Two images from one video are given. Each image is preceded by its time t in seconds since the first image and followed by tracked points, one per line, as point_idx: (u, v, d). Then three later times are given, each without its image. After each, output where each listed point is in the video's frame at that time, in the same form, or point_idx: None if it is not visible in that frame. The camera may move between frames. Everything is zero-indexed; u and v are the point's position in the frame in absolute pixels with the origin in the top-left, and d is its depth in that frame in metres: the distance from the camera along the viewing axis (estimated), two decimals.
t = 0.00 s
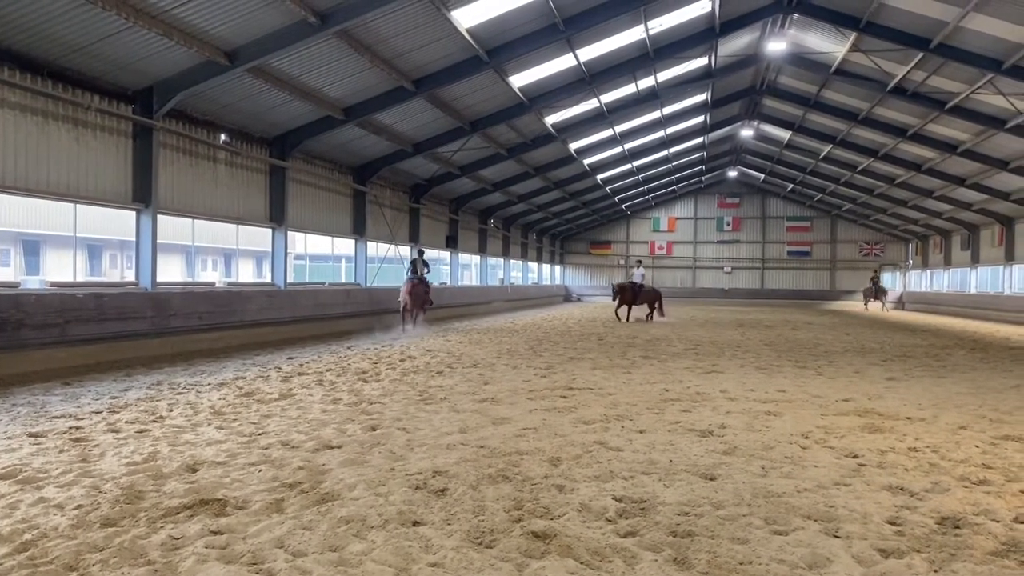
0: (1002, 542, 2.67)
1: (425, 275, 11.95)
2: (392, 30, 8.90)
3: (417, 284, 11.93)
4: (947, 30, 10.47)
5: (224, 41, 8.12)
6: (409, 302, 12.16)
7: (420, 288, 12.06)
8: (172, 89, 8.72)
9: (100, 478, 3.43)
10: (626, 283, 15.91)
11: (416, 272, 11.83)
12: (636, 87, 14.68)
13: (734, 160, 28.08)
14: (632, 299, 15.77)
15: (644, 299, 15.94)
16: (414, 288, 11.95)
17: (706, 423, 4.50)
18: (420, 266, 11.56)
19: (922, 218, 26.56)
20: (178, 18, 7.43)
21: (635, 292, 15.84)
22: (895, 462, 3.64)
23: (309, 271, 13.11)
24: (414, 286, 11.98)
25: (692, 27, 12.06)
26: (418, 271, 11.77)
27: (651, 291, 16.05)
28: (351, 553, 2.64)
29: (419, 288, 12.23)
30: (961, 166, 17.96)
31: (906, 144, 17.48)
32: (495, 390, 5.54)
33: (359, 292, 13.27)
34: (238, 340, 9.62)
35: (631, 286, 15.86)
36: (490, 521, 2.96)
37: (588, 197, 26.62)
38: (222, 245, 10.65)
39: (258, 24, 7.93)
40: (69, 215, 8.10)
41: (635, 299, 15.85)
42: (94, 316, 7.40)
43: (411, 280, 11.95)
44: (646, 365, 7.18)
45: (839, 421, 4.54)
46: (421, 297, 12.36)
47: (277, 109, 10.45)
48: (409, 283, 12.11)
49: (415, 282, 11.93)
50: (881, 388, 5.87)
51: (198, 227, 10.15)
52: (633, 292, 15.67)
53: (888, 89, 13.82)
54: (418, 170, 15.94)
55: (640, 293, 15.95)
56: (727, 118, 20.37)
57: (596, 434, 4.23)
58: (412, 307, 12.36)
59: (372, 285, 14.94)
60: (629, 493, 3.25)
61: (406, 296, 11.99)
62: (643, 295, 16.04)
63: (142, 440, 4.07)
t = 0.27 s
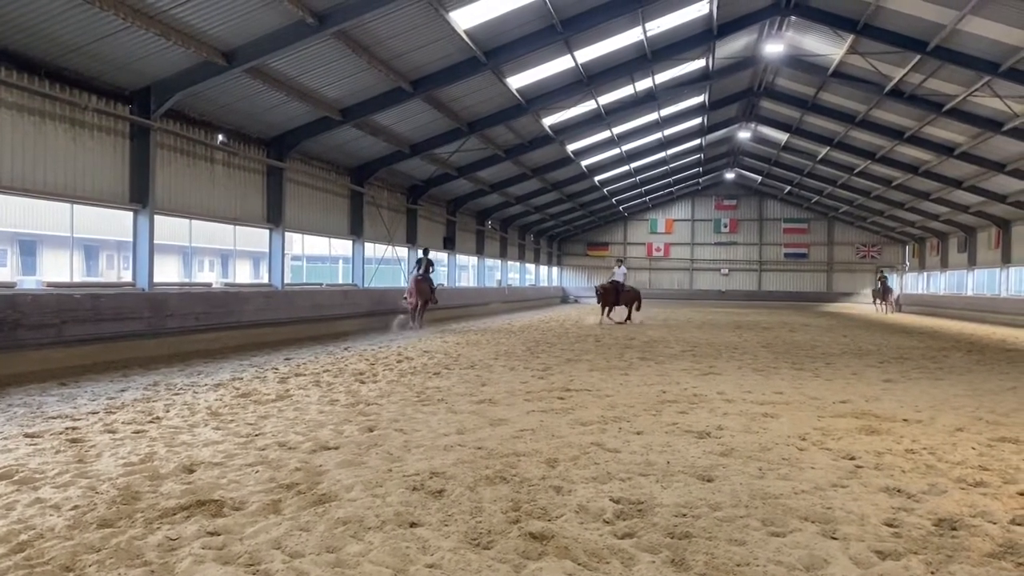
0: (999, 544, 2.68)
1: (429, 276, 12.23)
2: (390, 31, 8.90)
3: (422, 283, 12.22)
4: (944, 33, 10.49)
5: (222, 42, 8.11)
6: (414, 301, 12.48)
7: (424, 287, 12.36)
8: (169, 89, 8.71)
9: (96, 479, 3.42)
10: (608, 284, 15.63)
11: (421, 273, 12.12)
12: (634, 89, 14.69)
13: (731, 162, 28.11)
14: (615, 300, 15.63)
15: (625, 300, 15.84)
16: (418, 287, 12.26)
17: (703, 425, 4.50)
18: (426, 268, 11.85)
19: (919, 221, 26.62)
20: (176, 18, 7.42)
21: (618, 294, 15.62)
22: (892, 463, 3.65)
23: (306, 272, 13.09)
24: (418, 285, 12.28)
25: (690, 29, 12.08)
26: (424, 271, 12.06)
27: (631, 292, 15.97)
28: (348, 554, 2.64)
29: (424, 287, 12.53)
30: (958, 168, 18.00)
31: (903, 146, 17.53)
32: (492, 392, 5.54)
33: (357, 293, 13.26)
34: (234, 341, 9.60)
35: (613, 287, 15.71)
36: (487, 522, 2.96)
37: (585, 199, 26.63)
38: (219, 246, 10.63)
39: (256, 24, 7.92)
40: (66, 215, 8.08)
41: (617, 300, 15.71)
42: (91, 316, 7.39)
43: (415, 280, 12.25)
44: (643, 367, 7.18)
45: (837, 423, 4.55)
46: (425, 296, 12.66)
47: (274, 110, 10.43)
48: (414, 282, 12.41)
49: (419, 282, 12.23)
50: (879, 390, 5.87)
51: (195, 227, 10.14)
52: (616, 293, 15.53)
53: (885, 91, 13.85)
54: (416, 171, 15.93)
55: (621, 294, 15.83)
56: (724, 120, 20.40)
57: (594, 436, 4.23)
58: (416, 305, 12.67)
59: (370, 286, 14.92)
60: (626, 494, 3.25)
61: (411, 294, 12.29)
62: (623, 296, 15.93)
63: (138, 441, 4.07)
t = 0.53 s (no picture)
0: (996, 546, 2.68)
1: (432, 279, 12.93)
2: (388, 32, 8.89)
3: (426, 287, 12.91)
4: (941, 36, 10.51)
5: (219, 42, 8.09)
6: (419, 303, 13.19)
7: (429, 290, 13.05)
8: (166, 90, 8.69)
9: (93, 480, 3.41)
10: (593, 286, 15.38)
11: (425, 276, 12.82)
12: (631, 91, 14.70)
13: (728, 164, 28.13)
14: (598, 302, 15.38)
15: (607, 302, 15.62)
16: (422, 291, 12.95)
17: (701, 427, 4.51)
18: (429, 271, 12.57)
19: (916, 223, 26.68)
20: (174, 19, 7.40)
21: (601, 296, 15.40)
22: (889, 465, 3.66)
23: (303, 273, 13.08)
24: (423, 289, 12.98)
25: (688, 31, 12.09)
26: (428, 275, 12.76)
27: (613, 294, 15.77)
28: (346, 556, 2.64)
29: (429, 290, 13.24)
30: (955, 171, 18.05)
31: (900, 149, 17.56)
32: (490, 393, 5.54)
33: (354, 294, 13.24)
34: (232, 342, 9.59)
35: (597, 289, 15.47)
36: (485, 524, 2.96)
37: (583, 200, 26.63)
38: (216, 247, 10.61)
39: (254, 25, 7.90)
40: (63, 216, 8.06)
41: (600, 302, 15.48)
42: (88, 317, 7.37)
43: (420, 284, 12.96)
44: (641, 369, 7.18)
45: (833, 425, 4.56)
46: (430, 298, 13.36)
47: (272, 111, 10.42)
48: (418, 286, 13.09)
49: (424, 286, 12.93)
50: (876, 392, 5.89)
51: (193, 228, 10.13)
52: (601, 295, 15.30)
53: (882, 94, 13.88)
54: (414, 172, 15.92)
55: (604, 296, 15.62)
56: (722, 121, 20.42)
57: (592, 437, 4.24)
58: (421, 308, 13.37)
59: (367, 288, 14.92)
60: (624, 496, 3.25)
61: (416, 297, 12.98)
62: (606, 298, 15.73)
63: (136, 441, 4.06)
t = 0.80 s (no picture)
0: (992, 549, 2.70)
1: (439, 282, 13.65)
2: (386, 34, 8.89)
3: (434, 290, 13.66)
4: (937, 39, 10.55)
5: (217, 43, 8.08)
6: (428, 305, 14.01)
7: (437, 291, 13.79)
8: (163, 90, 8.67)
9: (90, 481, 3.41)
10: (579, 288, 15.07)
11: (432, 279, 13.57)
12: (629, 93, 14.72)
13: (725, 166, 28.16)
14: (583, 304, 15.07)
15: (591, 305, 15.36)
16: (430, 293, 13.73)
17: (698, 429, 4.53)
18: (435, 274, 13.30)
19: (912, 227, 26.75)
20: (172, 20, 7.39)
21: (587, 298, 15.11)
22: (886, 468, 3.67)
23: (300, 275, 13.06)
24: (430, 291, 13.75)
25: (685, 33, 12.10)
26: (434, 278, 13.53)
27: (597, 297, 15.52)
28: (344, 557, 2.64)
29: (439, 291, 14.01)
30: (951, 174, 18.10)
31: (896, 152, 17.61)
32: (487, 395, 5.54)
33: (351, 295, 13.25)
34: (228, 343, 9.57)
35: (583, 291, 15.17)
36: (483, 525, 2.96)
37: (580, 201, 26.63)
38: (213, 248, 10.58)
39: (252, 26, 7.89)
40: (60, 216, 8.04)
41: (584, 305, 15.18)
42: (84, 317, 7.35)
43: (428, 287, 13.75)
44: (638, 371, 7.19)
45: (830, 427, 4.58)
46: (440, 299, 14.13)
47: (270, 112, 10.40)
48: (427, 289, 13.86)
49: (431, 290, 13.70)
50: (872, 394, 5.91)
51: (190, 229, 10.11)
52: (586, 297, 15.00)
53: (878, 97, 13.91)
54: (411, 172, 15.91)
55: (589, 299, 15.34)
56: (719, 123, 20.44)
57: (589, 439, 4.24)
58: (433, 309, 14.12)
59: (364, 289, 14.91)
60: (622, 497, 3.26)
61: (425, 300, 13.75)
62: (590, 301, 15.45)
63: (132, 442, 4.06)
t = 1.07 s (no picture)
0: (986, 550, 2.70)
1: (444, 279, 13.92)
2: (384, 35, 8.89)
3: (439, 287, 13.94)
4: (933, 42, 10.59)
5: (214, 43, 8.07)
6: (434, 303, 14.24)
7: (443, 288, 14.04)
8: (160, 91, 8.66)
9: (85, 481, 3.40)
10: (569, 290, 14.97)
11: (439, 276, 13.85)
12: (626, 95, 14.74)
13: (721, 168, 28.22)
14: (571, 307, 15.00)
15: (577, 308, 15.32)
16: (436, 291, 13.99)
17: (693, 430, 4.53)
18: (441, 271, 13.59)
19: (907, 229, 26.83)
20: (169, 19, 7.38)
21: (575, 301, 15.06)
22: (880, 469, 3.68)
23: (296, 275, 13.06)
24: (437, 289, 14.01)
25: (682, 35, 12.13)
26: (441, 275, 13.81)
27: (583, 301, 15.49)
28: (338, 558, 2.63)
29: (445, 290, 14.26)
30: (947, 177, 18.16)
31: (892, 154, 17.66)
32: (483, 396, 5.55)
33: (347, 296, 13.25)
34: (224, 343, 9.55)
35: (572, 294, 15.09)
36: (478, 526, 2.96)
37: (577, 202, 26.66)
38: (209, 249, 10.56)
39: (249, 26, 7.89)
40: (55, 216, 8.01)
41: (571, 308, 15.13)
42: (79, 317, 7.33)
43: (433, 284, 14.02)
44: (633, 372, 7.19)
45: (825, 429, 4.59)
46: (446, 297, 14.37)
47: (267, 112, 10.40)
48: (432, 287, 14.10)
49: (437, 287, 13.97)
50: (866, 397, 5.92)
51: (186, 229, 10.10)
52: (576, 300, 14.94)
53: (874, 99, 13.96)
54: (408, 173, 15.91)
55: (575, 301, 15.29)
56: (715, 125, 20.48)
57: (584, 441, 4.24)
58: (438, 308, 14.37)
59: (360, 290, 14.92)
60: (617, 499, 3.26)
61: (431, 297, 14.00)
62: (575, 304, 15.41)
63: (127, 443, 4.05)
